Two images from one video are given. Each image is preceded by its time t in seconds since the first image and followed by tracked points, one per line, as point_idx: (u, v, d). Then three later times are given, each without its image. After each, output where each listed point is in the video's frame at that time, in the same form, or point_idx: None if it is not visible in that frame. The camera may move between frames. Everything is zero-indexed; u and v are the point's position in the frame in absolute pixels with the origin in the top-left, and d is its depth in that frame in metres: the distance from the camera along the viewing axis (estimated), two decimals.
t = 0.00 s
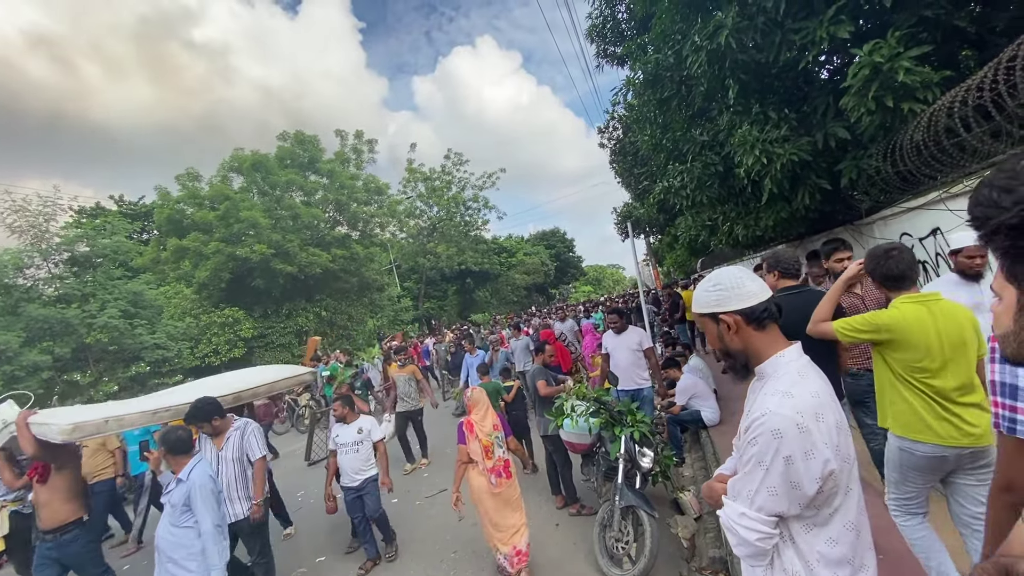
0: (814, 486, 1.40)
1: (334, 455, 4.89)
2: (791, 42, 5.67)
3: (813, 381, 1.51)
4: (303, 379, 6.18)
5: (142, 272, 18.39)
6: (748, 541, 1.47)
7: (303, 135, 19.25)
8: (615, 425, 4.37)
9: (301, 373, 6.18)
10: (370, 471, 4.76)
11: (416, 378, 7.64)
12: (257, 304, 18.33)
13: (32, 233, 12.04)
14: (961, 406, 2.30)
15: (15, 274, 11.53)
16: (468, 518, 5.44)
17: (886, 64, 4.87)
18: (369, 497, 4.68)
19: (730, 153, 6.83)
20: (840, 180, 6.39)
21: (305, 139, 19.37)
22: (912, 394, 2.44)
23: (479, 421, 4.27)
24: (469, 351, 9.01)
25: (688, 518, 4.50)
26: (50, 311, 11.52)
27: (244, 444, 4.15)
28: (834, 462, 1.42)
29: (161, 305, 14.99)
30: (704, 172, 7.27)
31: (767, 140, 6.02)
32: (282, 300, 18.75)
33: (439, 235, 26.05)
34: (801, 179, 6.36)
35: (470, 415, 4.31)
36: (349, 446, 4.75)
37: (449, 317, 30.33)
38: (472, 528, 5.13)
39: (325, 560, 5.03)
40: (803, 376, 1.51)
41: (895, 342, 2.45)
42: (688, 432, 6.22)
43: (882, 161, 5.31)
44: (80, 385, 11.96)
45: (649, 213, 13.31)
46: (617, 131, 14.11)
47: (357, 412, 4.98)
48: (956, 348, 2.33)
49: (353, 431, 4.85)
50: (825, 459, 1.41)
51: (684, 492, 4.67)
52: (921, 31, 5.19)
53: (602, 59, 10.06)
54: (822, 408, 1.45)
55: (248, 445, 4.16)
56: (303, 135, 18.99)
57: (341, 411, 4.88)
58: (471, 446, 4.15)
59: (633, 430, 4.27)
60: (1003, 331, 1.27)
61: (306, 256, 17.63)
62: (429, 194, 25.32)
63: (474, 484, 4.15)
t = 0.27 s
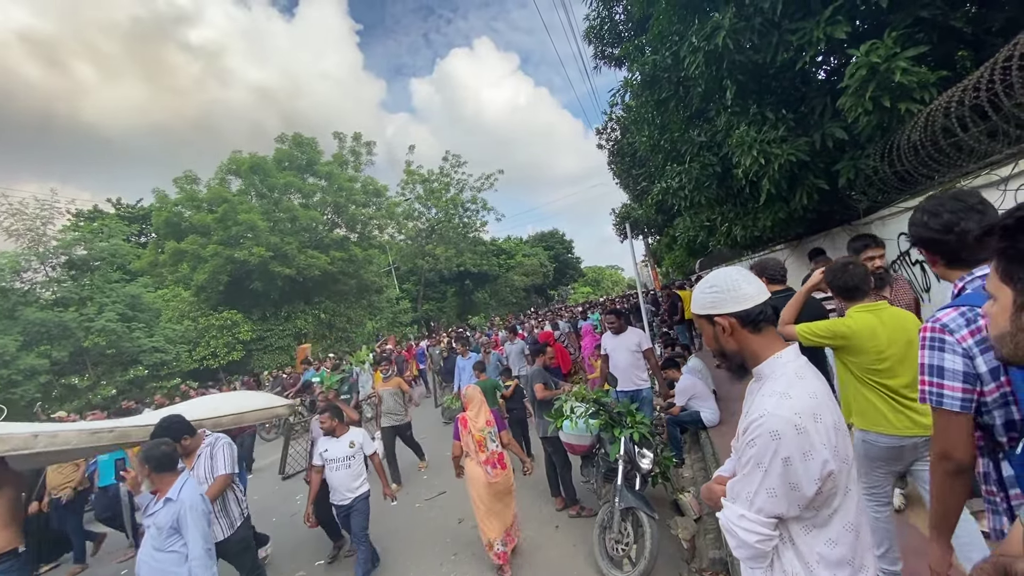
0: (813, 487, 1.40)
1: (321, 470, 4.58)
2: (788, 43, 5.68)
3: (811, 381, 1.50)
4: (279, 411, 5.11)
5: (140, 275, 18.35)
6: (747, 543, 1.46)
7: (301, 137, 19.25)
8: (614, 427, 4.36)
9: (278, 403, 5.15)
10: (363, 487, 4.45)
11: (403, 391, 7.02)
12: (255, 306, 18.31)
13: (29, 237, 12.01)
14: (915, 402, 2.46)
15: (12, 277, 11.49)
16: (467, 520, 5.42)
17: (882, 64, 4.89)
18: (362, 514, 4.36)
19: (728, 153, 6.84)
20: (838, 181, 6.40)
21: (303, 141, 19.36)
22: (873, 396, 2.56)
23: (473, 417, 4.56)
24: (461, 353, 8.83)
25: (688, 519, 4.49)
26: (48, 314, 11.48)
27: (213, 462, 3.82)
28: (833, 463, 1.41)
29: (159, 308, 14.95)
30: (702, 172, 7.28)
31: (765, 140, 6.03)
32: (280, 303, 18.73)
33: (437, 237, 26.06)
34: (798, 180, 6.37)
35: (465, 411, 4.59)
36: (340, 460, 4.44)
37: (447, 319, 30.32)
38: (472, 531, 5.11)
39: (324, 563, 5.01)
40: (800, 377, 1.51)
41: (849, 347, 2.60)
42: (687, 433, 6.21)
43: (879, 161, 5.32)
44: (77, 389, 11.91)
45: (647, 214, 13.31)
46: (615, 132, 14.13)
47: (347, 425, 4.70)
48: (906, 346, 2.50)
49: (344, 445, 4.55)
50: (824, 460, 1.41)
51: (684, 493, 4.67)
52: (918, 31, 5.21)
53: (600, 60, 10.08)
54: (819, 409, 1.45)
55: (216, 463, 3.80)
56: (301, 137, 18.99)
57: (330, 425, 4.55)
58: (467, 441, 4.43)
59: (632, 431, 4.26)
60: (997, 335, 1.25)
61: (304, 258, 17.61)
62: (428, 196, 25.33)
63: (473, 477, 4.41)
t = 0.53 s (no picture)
0: (810, 488, 1.39)
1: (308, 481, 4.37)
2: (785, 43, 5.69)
3: (806, 382, 1.50)
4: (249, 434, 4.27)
5: (137, 277, 18.29)
6: (746, 545, 1.46)
7: (298, 138, 19.23)
8: (613, 427, 4.36)
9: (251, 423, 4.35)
10: (352, 498, 4.25)
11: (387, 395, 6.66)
12: (253, 308, 18.28)
13: (25, 239, 11.98)
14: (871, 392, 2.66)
15: (9, 280, 11.45)
16: (467, 522, 5.41)
17: (879, 64, 4.90)
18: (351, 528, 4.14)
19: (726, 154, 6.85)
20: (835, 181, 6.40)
21: (300, 142, 19.33)
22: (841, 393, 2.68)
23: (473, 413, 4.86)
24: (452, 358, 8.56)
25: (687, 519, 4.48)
26: (44, 317, 11.43)
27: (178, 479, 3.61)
28: (830, 463, 1.41)
29: (157, 310, 14.91)
30: (700, 173, 7.29)
31: (762, 140, 6.04)
32: (278, 305, 18.70)
33: (436, 238, 26.06)
34: (796, 180, 6.37)
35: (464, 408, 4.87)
36: (328, 470, 4.23)
37: (446, 320, 30.31)
38: (471, 533, 5.10)
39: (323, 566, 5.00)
40: (796, 378, 1.50)
41: (807, 346, 2.74)
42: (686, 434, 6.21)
43: (876, 161, 5.33)
44: (75, 392, 11.85)
45: (645, 214, 13.32)
46: (612, 133, 14.14)
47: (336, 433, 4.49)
48: (856, 342, 2.70)
49: (332, 454, 4.34)
50: (821, 461, 1.40)
51: (683, 493, 4.66)
52: (914, 32, 5.23)
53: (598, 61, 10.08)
54: (815, 409, 1.44)
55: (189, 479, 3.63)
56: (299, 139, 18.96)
57: (319, 434, 4.32)
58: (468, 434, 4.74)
59: (631, 432, 4.26)
60: (995, 340, 1.22)
61: (302, 260, 17.58)
62: (426, 197, 25.32)
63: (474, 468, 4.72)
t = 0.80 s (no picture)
0: (806, 489, 1.39)
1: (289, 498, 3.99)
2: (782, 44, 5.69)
3: (802, 383, 1.50)
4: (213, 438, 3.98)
5: (136, 278, 18.25)
6: (742, 547, 1.46)
7: (297, 138, 19.20)
8: (611, 428, 4.36)
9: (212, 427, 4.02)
10: (336, 518, 3.86)
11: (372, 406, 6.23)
12: (252, 309, 18.26)
13: (22, 240, 11.95)
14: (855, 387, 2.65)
15: (6, 281, 11.43)
16: (465, 522, 5.41)
17: (876, 64, 4.90)
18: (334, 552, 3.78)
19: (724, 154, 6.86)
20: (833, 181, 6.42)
21: (299, 143, 19.31)
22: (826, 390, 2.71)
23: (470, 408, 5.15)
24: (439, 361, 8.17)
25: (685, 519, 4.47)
26: (42, 317, 11.41)
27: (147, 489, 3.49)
28: (825, 465, 1.41)
29: (155, 311, 14.89)
30: (698, 173, 7.30)
31: (760, 141, 6.05)
32: (277, 305, 18.68)
33: (434, 238, 26.06)
34: (793, 180, 6.38)
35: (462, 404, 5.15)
36: (308, 489, 3.81)
37: (445, 320, 30.29)
38: (469, 533, 5.10)
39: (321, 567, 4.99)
40: (791, 379, 1.51)
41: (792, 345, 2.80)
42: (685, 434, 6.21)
43: (874, 161, 5.34)
44: (72, 393, 11.82)
45: (643, 214, 13.33)
46: (611, 133, 14.15)
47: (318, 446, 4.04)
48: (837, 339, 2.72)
49: (314, 471, 3.91)
50: (816, 462, 1.41)
51: (681, 493, 4.66)
52: (911, 32, 5.23)
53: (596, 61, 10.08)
54: (811, 411, 1.44)
55: (172, 484, 3.57)
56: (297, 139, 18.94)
57: (300, 449, 3.88)
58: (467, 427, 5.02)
59: (629, 432, 4.26)
60: (986, 349, 1.03)
61: (300, 260, 17.54)
62: (424, 197, 25.30)
63: (470, 459, 4.99)
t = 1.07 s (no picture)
0: (805, 491, 1.39)
1: (260, 509, 3.61)
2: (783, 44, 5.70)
3: (801, 384, 1.51)
4: (160, 427, 4.10)
5: (136, 276, 18.27)
6: (741, 549, 1.46)
7: (297, 137, 19.21)
8: (611, 427, 4.37)
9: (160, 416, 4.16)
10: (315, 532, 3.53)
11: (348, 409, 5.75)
12: (252, 308, 18.29)
13: (23, 238, 11.98)
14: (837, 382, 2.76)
15: (7, 278, 11.45)
16: (464, 522, 5.41)
17: (877, 65, 4.90)
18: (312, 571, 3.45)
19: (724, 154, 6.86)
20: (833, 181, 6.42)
21: (299, 141, 19.30)
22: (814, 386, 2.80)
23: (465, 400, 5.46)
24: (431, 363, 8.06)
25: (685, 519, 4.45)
26: (43, 316, 11.43)
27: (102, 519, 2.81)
28: (824, 466, 1.41)
29: (156, 309, 14.90)
30: (698, 173, 7.30)
31: (761, 141, 6.05)
32: (278, 304, 18.71)
33: (435, 237, 26.07)
34: (794, 180, 6.38)
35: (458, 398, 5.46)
36: (284, 499, 3.47)
37: (445, 319, 30.31)
38: (468, 532, 5.10)
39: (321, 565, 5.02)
40: (790, 380, 1.51)
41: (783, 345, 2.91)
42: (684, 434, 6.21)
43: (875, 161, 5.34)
44: (73, 391, 11.84)
45: (644, 214, 13.32)
46: (611, 133, 14.15)
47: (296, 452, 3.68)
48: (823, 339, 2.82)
49: (290, 479, 3.55)
50: (816, 464, 1.41)
51: (681, 493, 4.66)
52: (913, 32, 5.23)
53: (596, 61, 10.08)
54: (810, 412, 1.45)
55: (133, 507, 2.95)
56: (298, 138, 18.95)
57: (275, 456, 3.51)
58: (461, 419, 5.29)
59: (628, 431, 4.26)
60: (974, 358, 1.02)
61: (301, 259, 17.54)
62: (425, 197, 25.31)
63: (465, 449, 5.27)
